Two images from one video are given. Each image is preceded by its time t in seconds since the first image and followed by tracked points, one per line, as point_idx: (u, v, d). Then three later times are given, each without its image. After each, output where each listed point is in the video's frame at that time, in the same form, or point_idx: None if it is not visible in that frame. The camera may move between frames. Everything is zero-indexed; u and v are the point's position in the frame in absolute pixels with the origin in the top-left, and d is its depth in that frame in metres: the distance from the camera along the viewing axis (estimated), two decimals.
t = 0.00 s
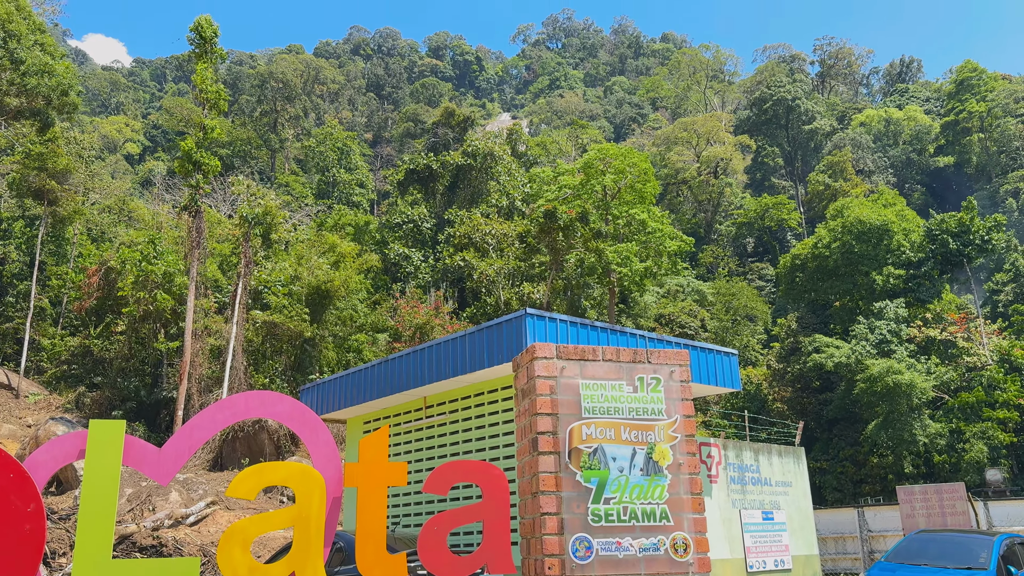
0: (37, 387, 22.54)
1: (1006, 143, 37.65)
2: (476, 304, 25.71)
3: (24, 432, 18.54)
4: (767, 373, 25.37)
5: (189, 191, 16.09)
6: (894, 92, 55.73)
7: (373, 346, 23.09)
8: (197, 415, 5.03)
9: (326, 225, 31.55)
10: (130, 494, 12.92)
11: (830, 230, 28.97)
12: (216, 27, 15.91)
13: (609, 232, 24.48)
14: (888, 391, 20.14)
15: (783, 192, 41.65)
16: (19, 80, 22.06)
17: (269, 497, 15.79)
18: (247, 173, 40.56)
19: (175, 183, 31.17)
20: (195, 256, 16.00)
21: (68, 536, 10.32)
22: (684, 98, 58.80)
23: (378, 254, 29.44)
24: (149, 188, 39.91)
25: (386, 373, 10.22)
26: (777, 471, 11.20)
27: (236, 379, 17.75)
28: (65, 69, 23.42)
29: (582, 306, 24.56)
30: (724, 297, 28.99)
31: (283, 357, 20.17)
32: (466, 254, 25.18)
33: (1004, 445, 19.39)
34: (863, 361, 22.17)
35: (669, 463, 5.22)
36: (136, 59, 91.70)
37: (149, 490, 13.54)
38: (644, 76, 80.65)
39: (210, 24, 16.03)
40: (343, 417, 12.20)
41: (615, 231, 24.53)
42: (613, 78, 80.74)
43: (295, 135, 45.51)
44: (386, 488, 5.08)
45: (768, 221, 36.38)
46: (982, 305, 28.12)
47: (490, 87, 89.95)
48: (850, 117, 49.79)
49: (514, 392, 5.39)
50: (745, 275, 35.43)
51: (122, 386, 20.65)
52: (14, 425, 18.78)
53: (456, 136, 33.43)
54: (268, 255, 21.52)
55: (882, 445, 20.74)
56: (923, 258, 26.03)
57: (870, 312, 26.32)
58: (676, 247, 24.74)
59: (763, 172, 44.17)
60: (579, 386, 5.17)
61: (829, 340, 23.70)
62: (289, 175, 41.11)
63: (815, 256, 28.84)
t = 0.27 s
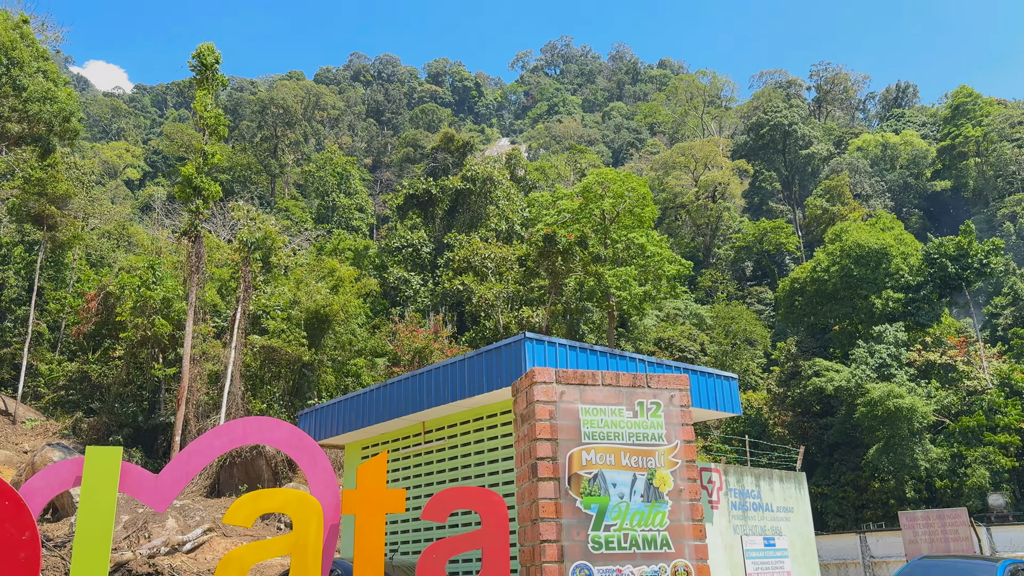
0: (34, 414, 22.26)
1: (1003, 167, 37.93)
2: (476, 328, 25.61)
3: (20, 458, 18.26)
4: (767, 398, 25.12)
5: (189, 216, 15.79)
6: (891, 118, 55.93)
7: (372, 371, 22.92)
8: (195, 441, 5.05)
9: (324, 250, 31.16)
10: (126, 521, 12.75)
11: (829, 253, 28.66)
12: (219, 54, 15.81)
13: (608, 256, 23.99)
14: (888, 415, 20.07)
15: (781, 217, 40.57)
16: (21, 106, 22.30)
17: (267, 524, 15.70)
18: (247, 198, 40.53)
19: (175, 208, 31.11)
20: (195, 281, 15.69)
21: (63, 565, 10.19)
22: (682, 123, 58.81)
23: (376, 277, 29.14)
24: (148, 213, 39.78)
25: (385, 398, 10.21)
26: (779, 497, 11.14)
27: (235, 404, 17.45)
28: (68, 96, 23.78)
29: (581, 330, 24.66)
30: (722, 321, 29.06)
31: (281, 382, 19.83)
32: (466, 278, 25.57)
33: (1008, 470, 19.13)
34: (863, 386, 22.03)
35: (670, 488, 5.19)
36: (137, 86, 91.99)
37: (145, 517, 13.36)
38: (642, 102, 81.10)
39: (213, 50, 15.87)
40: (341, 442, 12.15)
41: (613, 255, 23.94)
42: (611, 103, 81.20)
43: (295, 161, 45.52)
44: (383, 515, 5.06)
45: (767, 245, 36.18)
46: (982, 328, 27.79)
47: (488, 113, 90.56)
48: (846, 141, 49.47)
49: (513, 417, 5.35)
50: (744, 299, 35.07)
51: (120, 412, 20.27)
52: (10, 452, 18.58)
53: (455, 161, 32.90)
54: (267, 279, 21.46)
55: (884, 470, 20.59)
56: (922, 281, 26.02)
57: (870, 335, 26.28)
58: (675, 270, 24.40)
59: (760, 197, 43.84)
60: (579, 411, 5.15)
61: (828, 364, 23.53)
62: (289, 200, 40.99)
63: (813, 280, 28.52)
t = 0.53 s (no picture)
0: (31, 438, 21.97)
1: (999, 190, 38.46)
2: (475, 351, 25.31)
3: (14, 484, 17.90)
4: (767, 421, 24.95)
5: (189, 240, 15.69)
6: (888, 141, 56.04)
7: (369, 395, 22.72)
8: (192, 465, 5.07)
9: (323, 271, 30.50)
10: (121, 548, 12.59)
11: (828, 275, 28.34)
12: (220, 79, 15.89)
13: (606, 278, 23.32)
14: (889, 438, 19.86)
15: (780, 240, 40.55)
16: (22, 131, 22.60)
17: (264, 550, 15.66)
18: (247, 222, 40.44)
19: (173, 232, 31.04)
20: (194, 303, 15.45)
21: None
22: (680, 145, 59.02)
23: (375, 301, 28.93)
24: (147, 236, 39.36)
25: (384, 422, 10.21)
26: (779, 521, 11.07)
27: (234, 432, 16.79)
28: (70, 121, 24.19)
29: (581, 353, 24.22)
30: (722, 343, 28.91)
31: (279, 406, 19.55)
32: (466, 300, 25.18)
33: (1009, 493, 18.86)
34: (863, 409, 21.86)
35: (669, 513, 5.16)
36: (137, 111, 92.17)
37: (141, 544, 13.20)
38: (640, 125, 81.39)
39: (215, 76, 15.91)
40: (338, 466, 12.13)
41: (612, 278, 24.02)
42: (610, 127, 81.47)
43: (295, 184, 45.41)
44: (381, 541, 5.02)
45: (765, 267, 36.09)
46: (982, 351, 27.46)
47: (487, 137, 90.91)
48: (844, 165, 49.40)
49: (512, 441, 5.32)
50: (743, 321, 34.79)
51: (117, 437, 19.79)
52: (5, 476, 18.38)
53: (454, 185, 33.00)
54: (265, 301, 21.77)
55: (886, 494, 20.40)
56: (921, 303, 26.09)
57: (869, 358, 26.15)
58: (673, 292, 24.21)
59: (758, 219, 43.32)
60: (577, 435, 5.13)
61: (828, 387, 23.41)
62: (288, 222, 40.75)
63: (812, 303, 28.36)
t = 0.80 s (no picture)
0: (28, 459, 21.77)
1: (996, 211, 38.72)
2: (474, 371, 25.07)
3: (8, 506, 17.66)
4: (767, 442, 24.84)
5: (188, 261, 15.60)
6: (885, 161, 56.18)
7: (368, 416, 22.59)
8: (190, 487, 5.13)
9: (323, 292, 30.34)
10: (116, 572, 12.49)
11: (827, 296, 28.66)
12: (222, 102, 16.03)
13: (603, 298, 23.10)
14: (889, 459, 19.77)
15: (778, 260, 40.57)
16: (24, 152, 22.71)
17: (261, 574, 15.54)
18: (246, 243, 40.41)
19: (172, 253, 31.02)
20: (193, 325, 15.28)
21: None
22: (678, 166, 59.19)
23: (374, 321, 28.84)
24: (147, 257, 39.19)
25: (382, 443, 10.21)
26: (780, 543, 11.01)
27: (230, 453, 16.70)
28: (71, 143, 24.38)
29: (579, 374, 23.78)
30: (720, 364, 28.81)
31: (277, 427, 19.49)
32: (465, 321, 24.76)
33: (1011, 517, 18.56)
34: (863, 430, 21.75)
35: (669, 536, 5.12)
36: (138, 133, 92.48)
37: (137, 567, 13.09)
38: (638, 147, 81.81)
39: (216, 98, 16.02)
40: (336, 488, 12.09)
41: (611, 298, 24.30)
42: (608, 148, 81.74)
43: (295, 206, 45.41)
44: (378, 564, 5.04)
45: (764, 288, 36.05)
46: (982, 371, 27.32)
47: (487, 158, 91.34)
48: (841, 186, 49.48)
49: (511, 463, 5.30)
50: (742, 342, 34.65)
51: (114, 458, 19.84)
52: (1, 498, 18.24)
53: (453, 206, 33.06)
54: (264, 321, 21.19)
55: (887, 515, 20.26)
56: (921, 324, 25.01)
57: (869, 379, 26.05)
58: (673, 312, 24.28)
59: (756, 240, 43.34)
60: (576, 457, 5.11)
61: (829, 408, 23.33)
62: (287, 243, 40.67)
63: (812, 323, 28.33)
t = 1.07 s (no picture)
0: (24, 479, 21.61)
1: (996, 229, 38.27)
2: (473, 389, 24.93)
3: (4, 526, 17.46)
4: (767, 461, 24.72)
5: (187, 280, 15.56)
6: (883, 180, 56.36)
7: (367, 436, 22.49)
8: (188, 507, 5.18)
9: (322, 310, 30.24)
10: None
11: (827, 314, 28.52)
12: (222, 121, 16.10)
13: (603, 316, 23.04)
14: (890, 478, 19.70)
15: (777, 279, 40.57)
16: (26, 171, 22.78)
17: None
18: (245, 262, 40.36)
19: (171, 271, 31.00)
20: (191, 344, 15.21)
21: None
22: (676, 185, 59.33)
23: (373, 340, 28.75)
24: (147, 275, 39.07)
25: (381, 462, 10.19)
26: (781, 564, 10.96)
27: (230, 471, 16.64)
28: (73, 162, 24.48)
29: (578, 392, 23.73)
30: (720, 382, 28.71)
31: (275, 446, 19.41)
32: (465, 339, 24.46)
33: (1014, 537, 18.40)
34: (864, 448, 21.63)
35: (669, 557, 5.09)
36: (139, 152, 92.74)
37: None
38: (637, 166, 82.15)
39: (217, 118, 16.10)
40: (334, 508, 12.05)
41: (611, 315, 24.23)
42: (607, 167, 82.03)
43: (295, 225, 45.42)
44: None
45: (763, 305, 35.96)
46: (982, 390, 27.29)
47: (486, 177, 91.61)
48: (839, 205, 49.58)
49: (510, 482, 5.28)
50: (742, 360, 34.53)
51: (111, 478, 19.63)
52: None
53: (452, 225, 33.14)
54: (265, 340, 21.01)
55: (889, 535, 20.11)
56: (920, 342, 25.64)
57: (869, 398, 25.90)
58: (673, 331, 24.40)
59: (755, 258, 43.43)
60: (576, 477, 5.09)
61: (829, 427, 23.23)
62: (286, 261, 40.64)
63: (811, 341, 28.30)
